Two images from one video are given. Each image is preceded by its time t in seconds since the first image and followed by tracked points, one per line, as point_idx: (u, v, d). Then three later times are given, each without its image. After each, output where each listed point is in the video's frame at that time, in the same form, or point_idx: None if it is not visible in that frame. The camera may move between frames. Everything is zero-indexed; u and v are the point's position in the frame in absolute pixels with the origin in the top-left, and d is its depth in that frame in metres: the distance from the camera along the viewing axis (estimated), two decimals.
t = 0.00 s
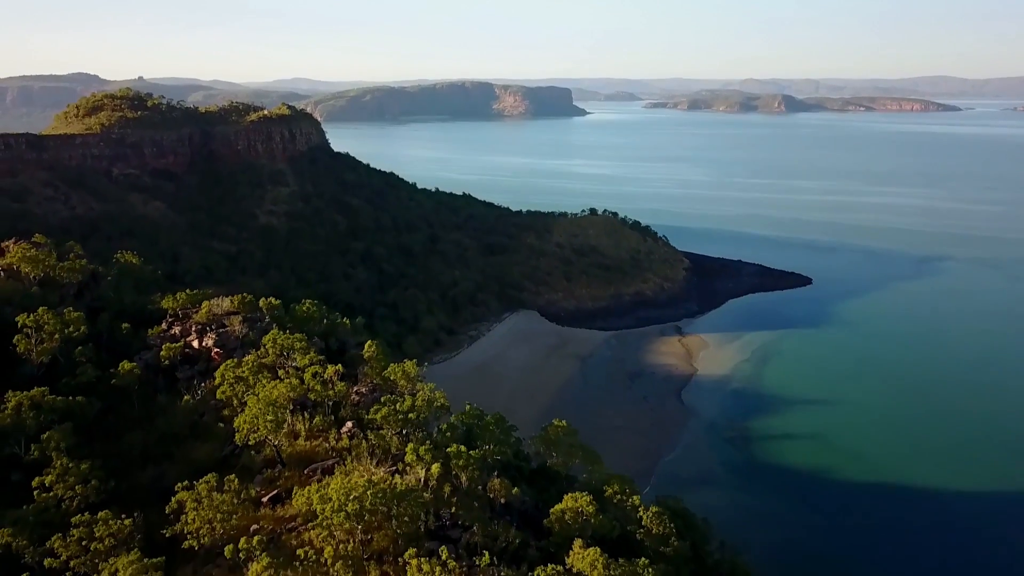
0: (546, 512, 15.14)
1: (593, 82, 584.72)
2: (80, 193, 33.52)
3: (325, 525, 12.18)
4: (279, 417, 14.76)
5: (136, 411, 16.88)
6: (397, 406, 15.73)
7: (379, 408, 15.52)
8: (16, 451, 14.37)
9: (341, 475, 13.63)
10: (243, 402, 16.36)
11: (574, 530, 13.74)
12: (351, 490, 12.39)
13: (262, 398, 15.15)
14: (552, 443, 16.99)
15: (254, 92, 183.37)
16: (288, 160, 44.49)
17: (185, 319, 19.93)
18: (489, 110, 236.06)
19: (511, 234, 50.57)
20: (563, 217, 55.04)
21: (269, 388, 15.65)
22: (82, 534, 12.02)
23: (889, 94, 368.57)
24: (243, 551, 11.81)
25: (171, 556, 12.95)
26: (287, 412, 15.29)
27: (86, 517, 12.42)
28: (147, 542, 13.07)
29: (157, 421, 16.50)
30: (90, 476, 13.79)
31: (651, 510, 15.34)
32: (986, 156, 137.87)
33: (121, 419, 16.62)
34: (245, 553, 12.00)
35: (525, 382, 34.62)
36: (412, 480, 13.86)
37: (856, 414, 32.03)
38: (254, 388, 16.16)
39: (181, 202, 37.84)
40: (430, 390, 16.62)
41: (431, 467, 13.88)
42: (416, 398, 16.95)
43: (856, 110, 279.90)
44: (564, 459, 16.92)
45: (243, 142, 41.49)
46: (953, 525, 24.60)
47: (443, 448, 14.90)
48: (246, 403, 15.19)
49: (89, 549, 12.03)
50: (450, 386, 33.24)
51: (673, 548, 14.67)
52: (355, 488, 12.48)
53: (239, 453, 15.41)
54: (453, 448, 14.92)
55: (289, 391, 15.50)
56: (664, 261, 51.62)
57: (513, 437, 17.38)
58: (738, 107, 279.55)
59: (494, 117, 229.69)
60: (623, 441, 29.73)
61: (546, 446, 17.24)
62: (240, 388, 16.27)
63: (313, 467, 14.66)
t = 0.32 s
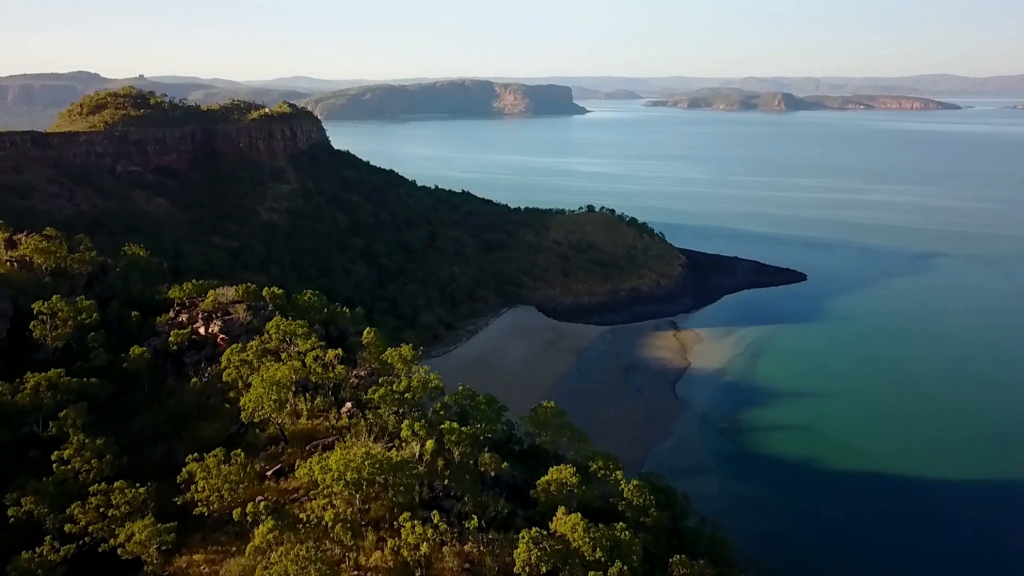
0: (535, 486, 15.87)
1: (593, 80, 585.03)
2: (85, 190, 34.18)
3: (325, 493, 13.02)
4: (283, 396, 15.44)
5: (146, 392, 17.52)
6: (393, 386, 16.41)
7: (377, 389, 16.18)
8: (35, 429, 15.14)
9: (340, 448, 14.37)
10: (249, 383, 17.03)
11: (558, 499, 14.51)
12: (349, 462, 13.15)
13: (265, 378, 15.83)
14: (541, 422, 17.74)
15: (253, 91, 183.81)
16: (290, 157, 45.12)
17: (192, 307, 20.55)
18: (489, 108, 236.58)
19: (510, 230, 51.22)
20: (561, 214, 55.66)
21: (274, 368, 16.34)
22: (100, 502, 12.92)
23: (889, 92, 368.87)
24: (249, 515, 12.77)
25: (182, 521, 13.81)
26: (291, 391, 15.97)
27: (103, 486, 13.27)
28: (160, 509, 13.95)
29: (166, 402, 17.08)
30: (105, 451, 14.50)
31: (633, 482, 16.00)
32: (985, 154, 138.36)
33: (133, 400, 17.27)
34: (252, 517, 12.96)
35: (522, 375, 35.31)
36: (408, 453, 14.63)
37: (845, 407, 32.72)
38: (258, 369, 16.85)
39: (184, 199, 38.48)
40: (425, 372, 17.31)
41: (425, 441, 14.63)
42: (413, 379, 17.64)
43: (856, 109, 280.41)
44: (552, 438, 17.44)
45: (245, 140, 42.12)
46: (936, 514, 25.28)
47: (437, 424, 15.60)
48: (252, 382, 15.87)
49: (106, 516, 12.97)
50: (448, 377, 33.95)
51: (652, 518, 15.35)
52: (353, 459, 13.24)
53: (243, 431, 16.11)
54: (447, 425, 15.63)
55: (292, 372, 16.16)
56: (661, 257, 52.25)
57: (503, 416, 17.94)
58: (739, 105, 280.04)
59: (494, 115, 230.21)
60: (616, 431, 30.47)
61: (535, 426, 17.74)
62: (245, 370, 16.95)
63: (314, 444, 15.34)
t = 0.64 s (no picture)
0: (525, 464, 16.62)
1: (593, 79, 585.50)
2: (89, 187, 34.78)
3: (325, 466, 13.78)
4: (285, 378, 16.12)
5: (155, 375, 18.15)
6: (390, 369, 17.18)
7: (375, 372, 16.94)
8: (50, 410, 15.80)
9: (339, 425, 15.05)
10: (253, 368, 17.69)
11: (545, 472, 15.29)
12: (347, 437, 13.89)
13: (268, 360, 16.50)
14: (532, 404, 18.44)
15: (254, 89, 184.20)
16: (290, 156, 45.74)
17: (198, 296, 21.24)
18: (489, 106, 237.10)
19: (508, 227, 51.85)
20: (558, 211, 56.24)
21: (276, 352, 17.01)
22: (115, 474, 13.69)
23: (889, 92, 369.33)
24: (255, 484, 13.54)
25: (192, 493, 14.56)
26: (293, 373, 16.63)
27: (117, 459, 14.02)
28: (171, 482, 14.70)
29: (174, 384, 17.76)
30: (118, 429, 15.20)
31: (616, 459, 16.96)
32: (982, 153, 138.99)
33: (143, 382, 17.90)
34: (257, 486, 13.73)
35: (519, 369, 35.99)
36: (404, 431, 15.35)
37: (835, 400, 33.42)
38: (262, 354, 17.52)
39: (187, 197, 39.11)
40: (419, 356, 17.98)
41: (420, 421, 15.32)
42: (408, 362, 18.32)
43: (855, 108, 281.05)
44: (541, 419, 18.18)
45: (247, 138, 42.74)
46: (921, 504, 25.91)
47: (432, 404, 16.33)
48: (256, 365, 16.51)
49: (120, 487, 13.71)
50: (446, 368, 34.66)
51: (634, 492, 16.52)
52: (350, 434, 14.01)
53: (249, 412, 16.77)
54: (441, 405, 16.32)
55: (294, 355, 16.85)
56: (657, 254, 52.87)
57: (494, 399, 18.63)
58: (738, 103, 280.67)
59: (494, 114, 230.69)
60: (610, 422, 31.21)
61: (526, 408, 18.53)
62: (250, 354, 17.60)
63: (315, 423, 16.02)
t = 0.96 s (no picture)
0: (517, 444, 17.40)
1: (593, 77, 586.47)
2: (92, 184, 35.40)
3: (326, 441, 14.53)
4: (289, 362, 16.85)
5: (165, 360, 18.78)
6: (388, 354, 17.93)
7: (373, 357, 17.64)
8: (65, 392, 16.50)
9: (340, 404, 15.71)
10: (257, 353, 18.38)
11: (534, 449, 16.07)
12: (347, 414, 14.61)
13: (272, 345, 17.20)
14: (523, 388, 19.25)
15: (255, 88, 184.59)
16: (291, 154, 46.35)
17: (204, 287, 21.91)
18: (489, 106, 237.59)
19: (506, 225, 52.45)
20: (556, 209, 56.84)
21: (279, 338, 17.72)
22: (129, 449, 14.46)
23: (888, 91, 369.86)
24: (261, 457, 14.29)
25: (201, 468, 15.30)
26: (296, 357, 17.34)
27: (131, 436, 14.79)
28: (182, 458, 15.45)
29: (183, 370, 18.41)
30: (131, 409, 15.92)
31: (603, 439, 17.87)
32: (980, 151, 139.71)
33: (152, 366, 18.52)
34: (262, 460, 14.53)
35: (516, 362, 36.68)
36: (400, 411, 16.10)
37: (824, 392, 34.17)
38: (266, 340, 18.21)
39: (189, 194, 39.74)
40: (416, 342, 18.72)
41: (416, 401, 16.06)
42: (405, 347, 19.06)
43: (854, 107, 281.24)
44: (532, 403, 19.05)
45: (248, 137, 43.36)
46: (909, 493, 26.48)
47: (428, 388, 17.00)
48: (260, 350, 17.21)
49: (134, 462, 14.52)
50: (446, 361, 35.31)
51: (618, 469, 17.35)
52: (350, 411, 14.74)
53: (253, 394, 17.46)
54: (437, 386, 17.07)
55: (297, 341, 17.57)
56: (653, 251, 53.46)
57: (487, 384, 19.41)
58: (738, 102, 280.73)
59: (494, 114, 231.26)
60: (605, 414, 31.90)
61: (518, 392, 19.27)
62: (254, 340, 18.30)
63: (317, 405, 16.61)
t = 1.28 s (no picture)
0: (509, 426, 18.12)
1: (594, 77, 586.81)
2: (96, 182, 36.05)
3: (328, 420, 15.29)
4: (292, 348, 17.56)
5: (172, 347, 19.40)
6: (386, 341, 18.60)
7: (372, 343, 18.33)
8: (78, 376, 17.15)
9: (341, 386, 16.38)
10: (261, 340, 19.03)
11: (524, 428, 16.88)
12: (347, 394, 15.37)
13: (275, 332, 17.87)
14: (516, 374, 19.91)
15: (255, 88, 185.25)
16: (292, 152, 46.99)
17: (210, 278, 22.57)
18: (489, 104, 238.23)
19: (504, 222, 53.07)
20: (554, 206, 57.49)
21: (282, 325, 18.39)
22: (141, 428, 15.14)
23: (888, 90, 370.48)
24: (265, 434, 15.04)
25: (209, 445, 16.05)
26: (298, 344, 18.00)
27: (143, 415, 15.49)
28: (191, 436, 16.18)
29: (190, 356, 19.09)
30: (142, 391, 16.60)
31: (590, 421, 18.63)
32: (977, 150, 140.41)
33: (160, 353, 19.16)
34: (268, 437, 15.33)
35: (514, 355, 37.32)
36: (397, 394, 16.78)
37: (815, 386, 34.85)
38: (269, 327, 18.86)
39: (192, 191, 40.40)
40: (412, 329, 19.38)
41: (412, 384, 16.75)
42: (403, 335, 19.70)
43: (854, 106, 281.56)
44: (524, 388, 19.72)
45: (249, 135, 44.02)
46: (897, 484, 27.04)
47: (424, 372, 17.68)
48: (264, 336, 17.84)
49: (145, 439, 15.18)
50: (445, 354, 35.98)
51: (604, 448, 18.10)
52: (349, 392, 15.53)
53: (258, 377, 18.11)
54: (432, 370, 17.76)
55: (300, 328, 18.25)
56: (650, 248, 54.09)
57: (481, 371, 20.10)
58: (739, 101, 280.99)
59: (494, 113, 231.96)
60: (600, 405, 32.55)
61: (510, 377, 19.97)
62: (258, 327, 18.94)
63: (318, 388, 17.29)
